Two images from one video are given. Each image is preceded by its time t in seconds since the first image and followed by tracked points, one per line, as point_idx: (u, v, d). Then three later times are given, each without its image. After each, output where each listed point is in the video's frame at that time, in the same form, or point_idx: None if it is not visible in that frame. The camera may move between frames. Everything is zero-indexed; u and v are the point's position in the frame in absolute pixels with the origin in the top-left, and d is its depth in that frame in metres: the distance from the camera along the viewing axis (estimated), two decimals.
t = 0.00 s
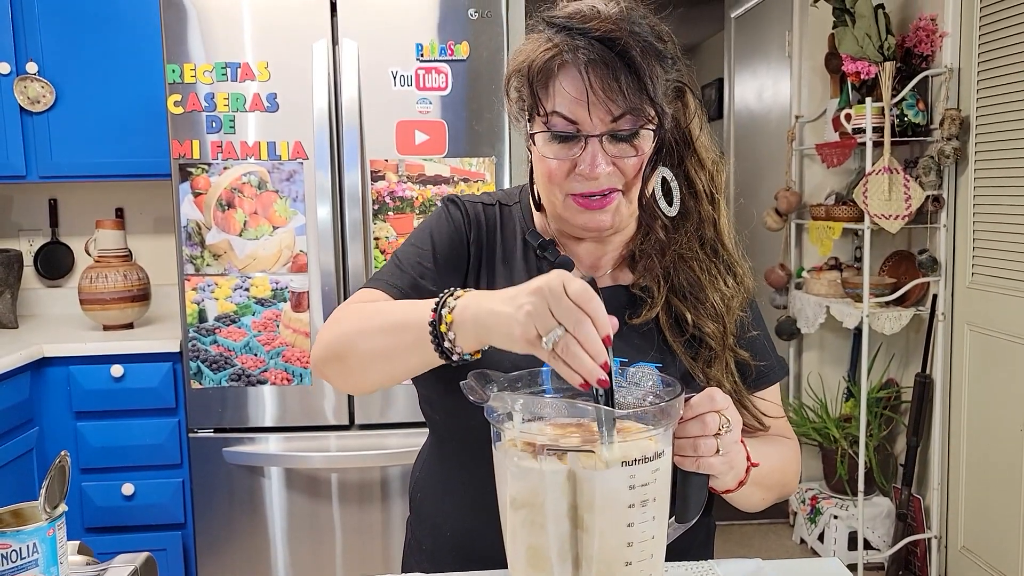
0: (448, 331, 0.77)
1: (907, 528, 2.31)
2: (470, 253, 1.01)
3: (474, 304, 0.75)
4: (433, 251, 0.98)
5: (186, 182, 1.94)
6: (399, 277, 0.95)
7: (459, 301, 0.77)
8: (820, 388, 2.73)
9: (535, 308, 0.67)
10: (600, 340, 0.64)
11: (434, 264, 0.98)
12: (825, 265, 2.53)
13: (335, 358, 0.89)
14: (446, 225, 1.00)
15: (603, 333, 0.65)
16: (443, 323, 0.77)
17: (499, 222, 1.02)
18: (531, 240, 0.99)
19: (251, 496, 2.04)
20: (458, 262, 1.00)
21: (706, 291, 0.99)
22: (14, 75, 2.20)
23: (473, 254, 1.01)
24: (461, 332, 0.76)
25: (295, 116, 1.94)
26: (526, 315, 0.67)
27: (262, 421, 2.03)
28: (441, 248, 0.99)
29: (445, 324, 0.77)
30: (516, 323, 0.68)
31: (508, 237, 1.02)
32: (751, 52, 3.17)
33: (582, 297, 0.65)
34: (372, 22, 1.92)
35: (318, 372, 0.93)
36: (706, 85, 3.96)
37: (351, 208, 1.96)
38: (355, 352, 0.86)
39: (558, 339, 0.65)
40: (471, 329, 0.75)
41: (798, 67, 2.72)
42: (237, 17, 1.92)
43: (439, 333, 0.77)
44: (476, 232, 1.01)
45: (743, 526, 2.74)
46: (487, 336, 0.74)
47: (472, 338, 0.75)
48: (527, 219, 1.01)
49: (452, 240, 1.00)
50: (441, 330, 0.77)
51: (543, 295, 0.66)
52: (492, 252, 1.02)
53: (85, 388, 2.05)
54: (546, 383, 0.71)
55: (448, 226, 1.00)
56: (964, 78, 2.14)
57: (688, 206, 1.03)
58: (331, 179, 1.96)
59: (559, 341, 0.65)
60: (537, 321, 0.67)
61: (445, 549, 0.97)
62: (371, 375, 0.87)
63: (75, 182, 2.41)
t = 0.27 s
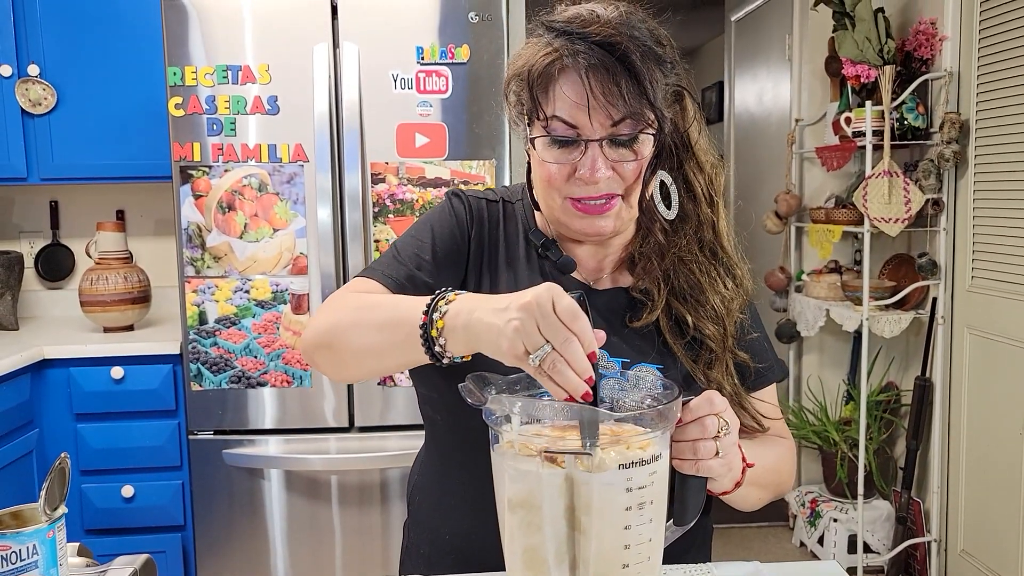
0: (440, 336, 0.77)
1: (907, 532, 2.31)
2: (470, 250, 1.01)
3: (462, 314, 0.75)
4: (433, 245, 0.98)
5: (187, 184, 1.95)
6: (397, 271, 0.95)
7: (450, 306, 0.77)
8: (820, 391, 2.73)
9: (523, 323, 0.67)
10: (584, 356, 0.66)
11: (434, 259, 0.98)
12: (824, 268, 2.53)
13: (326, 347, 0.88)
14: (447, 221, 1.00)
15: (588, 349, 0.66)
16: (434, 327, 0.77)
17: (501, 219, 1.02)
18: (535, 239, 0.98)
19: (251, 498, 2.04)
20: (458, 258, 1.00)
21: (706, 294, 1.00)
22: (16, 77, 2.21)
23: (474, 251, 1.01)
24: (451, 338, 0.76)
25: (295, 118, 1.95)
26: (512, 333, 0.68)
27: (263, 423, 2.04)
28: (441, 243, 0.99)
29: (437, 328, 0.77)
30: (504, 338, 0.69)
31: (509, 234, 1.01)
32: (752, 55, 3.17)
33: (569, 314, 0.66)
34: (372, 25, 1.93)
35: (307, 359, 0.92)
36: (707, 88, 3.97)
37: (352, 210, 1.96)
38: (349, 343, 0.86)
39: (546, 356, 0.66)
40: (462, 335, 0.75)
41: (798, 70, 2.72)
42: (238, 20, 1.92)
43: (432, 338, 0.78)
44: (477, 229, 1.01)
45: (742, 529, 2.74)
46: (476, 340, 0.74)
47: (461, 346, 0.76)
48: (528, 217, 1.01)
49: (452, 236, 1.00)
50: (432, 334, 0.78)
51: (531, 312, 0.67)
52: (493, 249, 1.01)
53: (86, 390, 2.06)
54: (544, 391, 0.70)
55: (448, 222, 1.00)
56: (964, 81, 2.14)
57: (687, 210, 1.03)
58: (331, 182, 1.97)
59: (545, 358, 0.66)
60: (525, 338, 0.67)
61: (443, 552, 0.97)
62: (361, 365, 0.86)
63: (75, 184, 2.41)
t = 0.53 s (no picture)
0: (424, 342, 0.77)
1: (907, 536, 2.30)
2: (467, 251, 1.02)
3: (446, 320, 0.74)
4: (429, 245, 0.98)
5: (186, 186, 1.95)
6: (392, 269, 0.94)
7: (435, 313, 0.77)
8: (820, 395, 2.72)
9: (501, 324, 0.67)
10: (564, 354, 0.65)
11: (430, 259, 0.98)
12: (824, 272, 2.53)
13: (311, 346, 0.88)
14: (444, 221, 1.00)
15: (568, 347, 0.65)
16: (418, 334, 0.77)
17: (499, 218, 1.02)
18: (535, 240, 0.99)
19: (249, 500, 2.03)
20: (455, 258, 1.00)
21: (705, 297, 0.99)
22: (16, 79, 2.21)
23: (470, 252, 1.01)
24: (435, 346, 0.76)
25: (295, 120, 1.95)
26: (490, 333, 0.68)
27: (261, 425, 2.03)
28: (438, 243, 0.99)
29: (421, 335, 0.77)
30: (482, 341, 0.69)
31: (508, 234, 1.02)
32: (752, 58, 3.18)
33: (547, 314, 0.65)
34: (373, 28, 1.93)
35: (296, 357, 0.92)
36: (707, 92, 3.97)
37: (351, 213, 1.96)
38: (333, 343, 0.86)
39: (524, 355, 0.65)
40: (445, 344, 0.74)
41: (798, 74, 2.72)
42: (238, 22, 1.92)
43: (416, 344, 0.77)
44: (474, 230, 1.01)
45: (742, 533, 2.74)
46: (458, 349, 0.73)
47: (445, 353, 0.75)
48: (527, 218, 1.02)
49: (449, 237, 1.00)
50: (415, 342, 0.77)
51: (508, 313, 0.66)
52: (491, 251, 1.02)
53: (84, 392, 2.05)
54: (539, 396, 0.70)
55: (446, 222, 1.00)
56: (964, 85, 2.14)
57: (687, 212, 1.02)
58: (330, 184, 1.97)
59: (524, 357, 0.65)
60: (503, 338, 0.67)
61: (437, 556, 0.96)
62: (345, 369, 0.87)
63: (75, 186, 2.41)
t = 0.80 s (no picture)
0: (403, 357, 0.78)
1: (906, 540, 2.29)
2: (454, 257, 1.01)
3: (428, 332, 0.75)
4: (411, 256, 0.98)
5: (185, 188, 1.95)
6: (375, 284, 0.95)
7: (413, 329, 0.78)
8: (819, 400, 2.72)
9: (473, 325, 0.67)
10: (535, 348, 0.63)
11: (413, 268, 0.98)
12: (824, 276, 2.53)
13: (298, 366, 0.90)
14: (427, 229, 1.00)
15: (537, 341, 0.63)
16: (398, 350, 0.78)
17: (488, 222, 1.02)
18: (524, 242, 0.99)
19: (247, 503, 2.03)
20: (441, 266, 1.00)
21: (699, 300, 1.00)
22: (16, 80, 2.21)
23: (458, 257, 1.01)
24: (414, 360, 0.77)
25: (295, 122, 1.95)
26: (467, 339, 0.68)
27: (260, 427, 2.03)
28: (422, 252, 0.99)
29: (399, 351, 0.78)
30: (456, 345, 0.70)
31: (497, 238, 1.01)
32: (752, 62, 3.18)
33: (514, 311, 0.64)
34: (373, 30, 1.93)
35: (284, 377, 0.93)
36: (708, 96, 3.97)
37: (350, 216, 1.97)
38: (320, 362, 0.88)
39: (495, 352, 0.65)
40: (424, 358, 0.75)
41: (798, 78, 2.72)
42: (239, 24, 1.92)
43: (395, 360, 0.79)
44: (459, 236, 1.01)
45: (741, 537, 2.73)
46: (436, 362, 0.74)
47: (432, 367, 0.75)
48: (513, 221, 1.01)
49: (434, 244, 0.99)
50: (395, 357, 0.78)
51: (475, 313, 0.66)
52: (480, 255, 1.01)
53: (82, 393, 2.05)
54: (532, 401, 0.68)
55: (430, 229, 1.00)
56: (964, 90, 2.14)
57: (684, 217, 1.03)
58: (329, 186, 1.96)
59: (496, 355, 0.65)
60: (476, 338, 0.67)
61: (431, 559, 0.96)
62: (333, 385, 0.89)
63: (75, 187, 2.41)
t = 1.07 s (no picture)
0: (383, 326, 0.81)
1: (905, 544, 2.29)
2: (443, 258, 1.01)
3: (404, 296, 0.79)
4: (398, 255, 0.99)
5: (184, 190, 1.95)
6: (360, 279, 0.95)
7: (393, 297, 0.80)
8: (818, 402, 2.72)
9: (449, 285, 0.73)
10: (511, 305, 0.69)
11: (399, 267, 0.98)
12: (823, 279, 2.53)
13: (282, 356, 0.90)
14: (416, 229, 1.00)
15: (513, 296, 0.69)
16: (378, 319, 0.81)
17: (476, 222, 1.02)
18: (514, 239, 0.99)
19: (245, 505, 2.03)
20: (428, 266, 1.01)
21: (693, 297, 0.99)
22: (16, 82, 2.21)
23: (446, 257, 1.01)
24: (393, 327, 0.80)
25: (294, 124, 1.95)
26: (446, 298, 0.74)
27: (258, 429, 2.03)
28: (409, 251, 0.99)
29: (379, 319, 0.80)
30: (434, 303, 0.75)
31: (486, 237, 1.01)
32: (752, 65, 3.18)
33: (489, 269, 0.70)
34: (372, 32, 1.93)
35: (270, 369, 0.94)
36: (708, 98, 3.97)
37: (349, 218, 1.97)
38: (302, 348, 0.89)
39: (472, 308, 0.71)
40: (402, 322, 0.79)
41: (798, 80, 2.73)
42: (238, 26, 1.92)
43: (375, 330, 0.81)
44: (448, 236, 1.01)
45: (740, 540, 2.72)
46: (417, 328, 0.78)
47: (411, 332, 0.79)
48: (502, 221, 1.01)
49: (422, 245, 1.00)
50: (376, 326, 0.81)
51: (452, 272, 0.72)
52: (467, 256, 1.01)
53: (80, 395, 2.05)
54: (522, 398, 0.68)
55: (419, 229, 1.00)
56: (963, 93, 2.14)
57: (677, 215, 1.02)
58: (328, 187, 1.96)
59: (474, 311, 0.71)
60: (453, 297, 0.73)
61: (425, 562, 0.96)
62: (319, 371, 0.89)
63: (74, 189, 2.41)
